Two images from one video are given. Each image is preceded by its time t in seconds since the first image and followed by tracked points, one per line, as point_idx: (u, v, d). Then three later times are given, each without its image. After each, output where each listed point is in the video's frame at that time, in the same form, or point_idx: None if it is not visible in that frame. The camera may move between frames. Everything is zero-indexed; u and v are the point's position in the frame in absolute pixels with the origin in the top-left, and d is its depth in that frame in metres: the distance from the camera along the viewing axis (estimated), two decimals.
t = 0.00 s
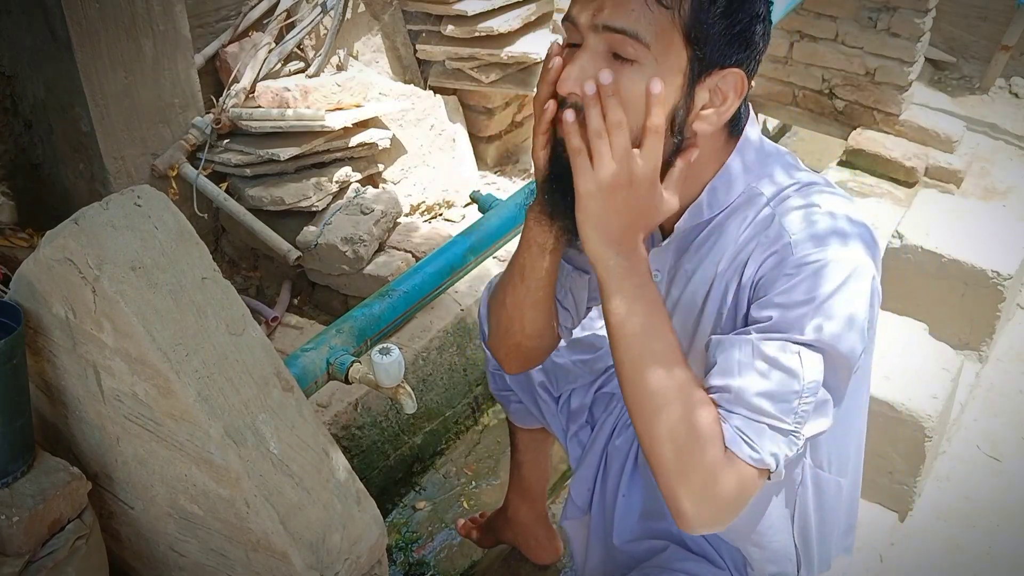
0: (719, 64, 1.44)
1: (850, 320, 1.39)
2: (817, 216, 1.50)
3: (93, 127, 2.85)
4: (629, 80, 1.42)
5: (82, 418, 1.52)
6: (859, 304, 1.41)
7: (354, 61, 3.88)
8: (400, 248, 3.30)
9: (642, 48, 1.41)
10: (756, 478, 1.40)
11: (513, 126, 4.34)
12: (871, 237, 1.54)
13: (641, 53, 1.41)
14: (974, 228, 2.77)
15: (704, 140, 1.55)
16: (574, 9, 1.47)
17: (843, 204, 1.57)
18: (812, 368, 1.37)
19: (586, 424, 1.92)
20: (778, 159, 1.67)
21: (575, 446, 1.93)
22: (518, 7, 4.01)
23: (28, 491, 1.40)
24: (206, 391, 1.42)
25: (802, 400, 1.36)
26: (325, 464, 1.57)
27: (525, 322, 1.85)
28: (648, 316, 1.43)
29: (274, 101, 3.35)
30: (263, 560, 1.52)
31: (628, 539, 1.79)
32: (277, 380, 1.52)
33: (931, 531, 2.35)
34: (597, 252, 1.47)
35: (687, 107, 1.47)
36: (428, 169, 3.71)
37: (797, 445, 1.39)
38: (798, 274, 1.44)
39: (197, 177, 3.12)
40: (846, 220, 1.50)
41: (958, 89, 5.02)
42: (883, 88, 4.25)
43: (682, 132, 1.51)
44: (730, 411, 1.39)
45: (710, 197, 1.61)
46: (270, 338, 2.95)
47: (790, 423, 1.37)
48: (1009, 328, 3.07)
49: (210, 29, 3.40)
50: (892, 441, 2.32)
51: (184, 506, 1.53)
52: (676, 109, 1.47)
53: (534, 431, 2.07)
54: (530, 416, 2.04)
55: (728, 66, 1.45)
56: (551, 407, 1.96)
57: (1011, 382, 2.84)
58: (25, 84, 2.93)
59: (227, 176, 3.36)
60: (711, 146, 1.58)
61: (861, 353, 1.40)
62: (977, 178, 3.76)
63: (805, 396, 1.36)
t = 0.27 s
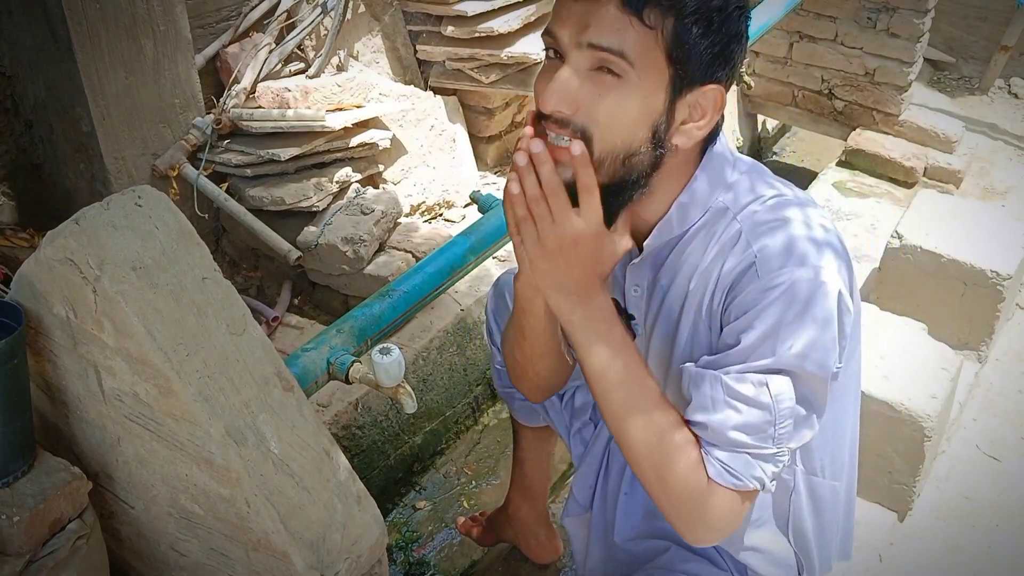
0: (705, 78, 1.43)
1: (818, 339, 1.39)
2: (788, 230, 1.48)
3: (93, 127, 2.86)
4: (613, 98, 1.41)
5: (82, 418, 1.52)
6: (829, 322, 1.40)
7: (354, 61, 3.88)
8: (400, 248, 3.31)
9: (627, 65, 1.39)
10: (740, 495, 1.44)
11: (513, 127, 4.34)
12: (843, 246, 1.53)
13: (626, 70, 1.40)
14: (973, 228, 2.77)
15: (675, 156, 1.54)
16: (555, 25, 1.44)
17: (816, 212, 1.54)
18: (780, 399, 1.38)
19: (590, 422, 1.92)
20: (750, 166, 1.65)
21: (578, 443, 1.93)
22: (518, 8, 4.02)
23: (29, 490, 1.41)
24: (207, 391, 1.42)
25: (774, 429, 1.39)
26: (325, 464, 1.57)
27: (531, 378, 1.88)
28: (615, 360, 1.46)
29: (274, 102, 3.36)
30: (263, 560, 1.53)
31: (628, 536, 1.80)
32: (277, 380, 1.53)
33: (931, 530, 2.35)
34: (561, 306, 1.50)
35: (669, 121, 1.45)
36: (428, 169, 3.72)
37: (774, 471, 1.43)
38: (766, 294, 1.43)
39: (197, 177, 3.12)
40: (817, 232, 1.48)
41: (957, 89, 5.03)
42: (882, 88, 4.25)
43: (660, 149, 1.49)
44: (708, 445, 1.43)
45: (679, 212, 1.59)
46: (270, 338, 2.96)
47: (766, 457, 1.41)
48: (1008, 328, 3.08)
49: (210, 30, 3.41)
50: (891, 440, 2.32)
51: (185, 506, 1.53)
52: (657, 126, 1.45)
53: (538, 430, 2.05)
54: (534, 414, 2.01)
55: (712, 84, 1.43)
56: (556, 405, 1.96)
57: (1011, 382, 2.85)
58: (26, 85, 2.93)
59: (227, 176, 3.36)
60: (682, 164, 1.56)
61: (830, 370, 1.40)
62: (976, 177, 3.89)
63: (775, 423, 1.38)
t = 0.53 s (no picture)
0: (714, 67, 1.47)
1: (806, 357, 1.39)
2: (775, 243, 1.48)
3: (94, 127, 2.86)
4: (623, 93, 1.43)
5: (82, 418, 1.52)
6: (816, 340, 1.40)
7: (354, 61, 3.88)
8: (400, 248, 3.31)
9: (640, 58, 1.41)
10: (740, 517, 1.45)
11: (513, 126, 4.35)
12: (828, 256, 1.52)
13: (638, 63, 1.41)
14: (973, 228, 2.78)
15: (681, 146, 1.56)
16: (559, 21, 1.44)
17: (802, 221, 1.54)
18: (773, 422, 1.38)
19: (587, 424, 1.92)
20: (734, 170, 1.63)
21: (574, 445, 1.93)
22: (518, 8, 4.02)
23: (28, 490, 1.41)
24: (207, 391, 1.43)
25: (769, 454, 1.39)
26: (325, 464, 1.57)
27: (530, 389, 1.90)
28: (603, 382, 1.48)
29: (274, 102, 3.36)
30: (263, 560, 1.53)
31: (626, 539, 1.80)
32: (277, 380, 1.53)
33: (931, 530, 2.35)
34: (540, 355, 1.50)
35: (678, 111, 1.48)
36: (428, 169, 3.72)
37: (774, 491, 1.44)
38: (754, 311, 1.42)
39: (197, 177, 3.12)
40: (803, 244, 1.48)
41: (957, 89, 5.03)
42: (882, 88, 4.24)
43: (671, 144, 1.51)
44: (707, 474, 1.44)
45: (668, 222, 1.58)
46: (270, 338, 2.97)
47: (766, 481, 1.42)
48: (1008, 327, 3.08)
49: (210, 30, 3.41)
50: (891, 440, 2.32)
51: (185, 506, 1.53)
52: (668, 118, 1.47)
53: (535, 431, 2.04)
54: (530, 416, 2.01)
55: (715, 70, 1.47)
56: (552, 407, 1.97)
57: (1011, 381, 2.85)
58: (26, 85, 2.93)
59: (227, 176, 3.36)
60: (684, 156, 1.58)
61: (818, 387, 1.40)
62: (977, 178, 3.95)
63: (769, 448, 1.39)
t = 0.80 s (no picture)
0: (706, 61, 1.44)
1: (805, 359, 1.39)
2: (776, 243, 1.47)
3: (93, 127, 2.85)
4: (612, 95, 1.44)
5: (82, 418, 1.51)
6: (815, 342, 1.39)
7: (354, 61, 3.88)
8: (400, 248, 3.31)
9: (619, 61, 1.42)
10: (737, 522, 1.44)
11: (513, 126, 4.35)
12: (832, 257, 1.52)
13: (619, 66, 1.42)
14: (974, 228, 2.77)
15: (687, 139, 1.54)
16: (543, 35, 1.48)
17: (806, 221, 1.53)
18: (769, 426, 1.38)
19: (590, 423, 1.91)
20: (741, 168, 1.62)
21: (576, 445, 1.92)
22: (518, 7, 4.01)
23: (28, 491, 1.40)
24: (207, 392, 1.42)
25: (765, 458, 1.39)
26: (325, 464, 1.57)
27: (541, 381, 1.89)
28: (603, 386, 1.48)
29: (274, 101, 3.35)
30: (263, 560, 1.53)
31: (627, 537, 1.79)
32: (276, 380, 1.52)
33: (931, 530, 2.35)
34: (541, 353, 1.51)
35: (671, 109, 1.46)
36: (428, 169, 3.72)
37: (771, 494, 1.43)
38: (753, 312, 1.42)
39: (197, 177, 3.12)
40: (805, 245, 1.48)
41: (958, 89, 5.02)
42: (882, 88, 4.24)
43: (670, 141, 1.50)
44: (704, 475, 1.43)
45: (677, 219, 1.58)
46: (270, 338, 2.97)
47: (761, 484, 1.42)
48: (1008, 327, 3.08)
49: (210, 29, 3.40)
50: (892, 441, 2.32)
51: (184, 506, 1.53)
52: (661, 116, 1.46)
53: (536, 430, 2.03)
54: (531, 416, 2.00)
55: (706, 66, 1.44)
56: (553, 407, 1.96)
57: (1011, 381, 2.84)
58: (26, 84, 2.93)
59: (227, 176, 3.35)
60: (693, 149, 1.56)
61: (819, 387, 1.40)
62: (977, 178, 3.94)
63: (765, 452, 1.39)
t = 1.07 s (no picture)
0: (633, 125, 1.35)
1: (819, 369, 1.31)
2: (776, 250, 1.42)
3: (93, 128, 2.86)
4: (566, 161, 1.46)
5: (82, 418, 1.52)
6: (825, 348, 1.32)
7: (354, 61, 3.88)
8: (400, 248, 3.31)
9: (554, 139, 1.44)
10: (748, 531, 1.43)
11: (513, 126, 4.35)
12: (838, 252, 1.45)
13: (557, 139, 1.43)
14: (973, 228, 2.78)
15: (665, 182, 1.46)
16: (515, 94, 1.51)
17: (805, 220, 1.48)
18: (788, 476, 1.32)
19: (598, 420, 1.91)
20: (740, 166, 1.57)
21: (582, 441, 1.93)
22: (518, 8, 4.02)
23: (28, 490, 1.41)
24: (207, 392, 1.42)
25: (791, 495, 1.33)
26: (326, 464, 1.57)
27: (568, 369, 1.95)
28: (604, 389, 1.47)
29: (274, 102, 3.35)
30: (263, 560, 1.53)
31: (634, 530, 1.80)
32: (277, 381, 1.52)
33: (931, 530, 2.35)
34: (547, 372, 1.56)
35: (620, 168, 1.43)
36: (428, 170, 3.73)
37: (809, 523, 1.38)
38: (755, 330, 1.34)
39: (197, 177, 3.13)
40: (800, 245, 1.42)
41: (958, 89, 5.03)
42: (882, 88, 4.24)
43: (637, 189, 1.46)
44: (735, 515, 1.38)
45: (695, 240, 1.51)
46: (270, 338, 2.97)
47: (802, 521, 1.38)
48: (1008, 327, 3.08)
49: (210, 30, 3.41)
50: (892, 441, 2.32)
51: (185, 506, 1.53)
52: (614, 174, 1.44)
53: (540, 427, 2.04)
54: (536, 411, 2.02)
55: (636, 128, 1.35)
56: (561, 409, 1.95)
57: (1010, 381, 2.85)
58: (26, 85, 2.93)
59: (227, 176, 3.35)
60: (684, 185, 1.47)
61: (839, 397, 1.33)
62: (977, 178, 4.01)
63: (793, 492, 1.33)
